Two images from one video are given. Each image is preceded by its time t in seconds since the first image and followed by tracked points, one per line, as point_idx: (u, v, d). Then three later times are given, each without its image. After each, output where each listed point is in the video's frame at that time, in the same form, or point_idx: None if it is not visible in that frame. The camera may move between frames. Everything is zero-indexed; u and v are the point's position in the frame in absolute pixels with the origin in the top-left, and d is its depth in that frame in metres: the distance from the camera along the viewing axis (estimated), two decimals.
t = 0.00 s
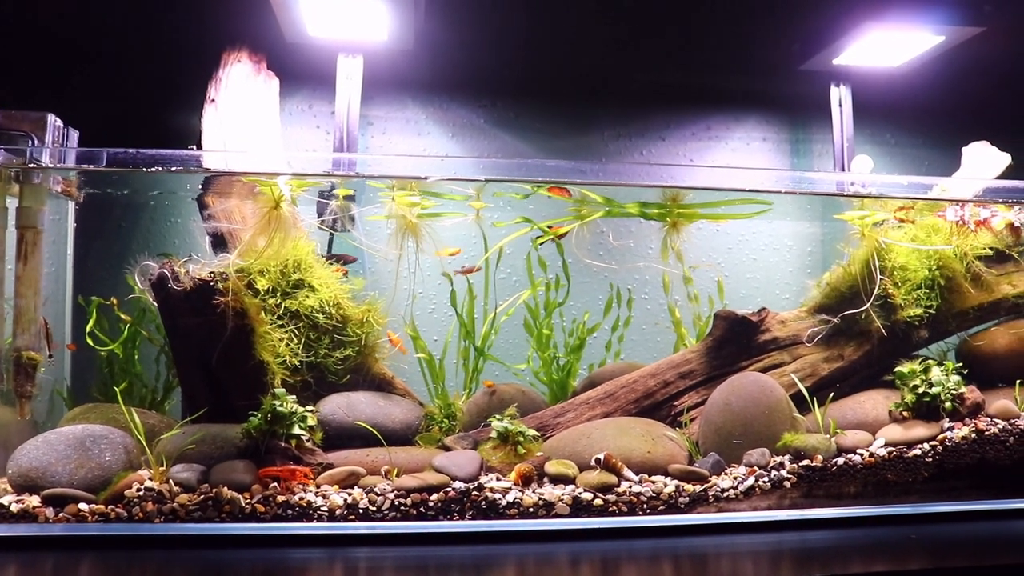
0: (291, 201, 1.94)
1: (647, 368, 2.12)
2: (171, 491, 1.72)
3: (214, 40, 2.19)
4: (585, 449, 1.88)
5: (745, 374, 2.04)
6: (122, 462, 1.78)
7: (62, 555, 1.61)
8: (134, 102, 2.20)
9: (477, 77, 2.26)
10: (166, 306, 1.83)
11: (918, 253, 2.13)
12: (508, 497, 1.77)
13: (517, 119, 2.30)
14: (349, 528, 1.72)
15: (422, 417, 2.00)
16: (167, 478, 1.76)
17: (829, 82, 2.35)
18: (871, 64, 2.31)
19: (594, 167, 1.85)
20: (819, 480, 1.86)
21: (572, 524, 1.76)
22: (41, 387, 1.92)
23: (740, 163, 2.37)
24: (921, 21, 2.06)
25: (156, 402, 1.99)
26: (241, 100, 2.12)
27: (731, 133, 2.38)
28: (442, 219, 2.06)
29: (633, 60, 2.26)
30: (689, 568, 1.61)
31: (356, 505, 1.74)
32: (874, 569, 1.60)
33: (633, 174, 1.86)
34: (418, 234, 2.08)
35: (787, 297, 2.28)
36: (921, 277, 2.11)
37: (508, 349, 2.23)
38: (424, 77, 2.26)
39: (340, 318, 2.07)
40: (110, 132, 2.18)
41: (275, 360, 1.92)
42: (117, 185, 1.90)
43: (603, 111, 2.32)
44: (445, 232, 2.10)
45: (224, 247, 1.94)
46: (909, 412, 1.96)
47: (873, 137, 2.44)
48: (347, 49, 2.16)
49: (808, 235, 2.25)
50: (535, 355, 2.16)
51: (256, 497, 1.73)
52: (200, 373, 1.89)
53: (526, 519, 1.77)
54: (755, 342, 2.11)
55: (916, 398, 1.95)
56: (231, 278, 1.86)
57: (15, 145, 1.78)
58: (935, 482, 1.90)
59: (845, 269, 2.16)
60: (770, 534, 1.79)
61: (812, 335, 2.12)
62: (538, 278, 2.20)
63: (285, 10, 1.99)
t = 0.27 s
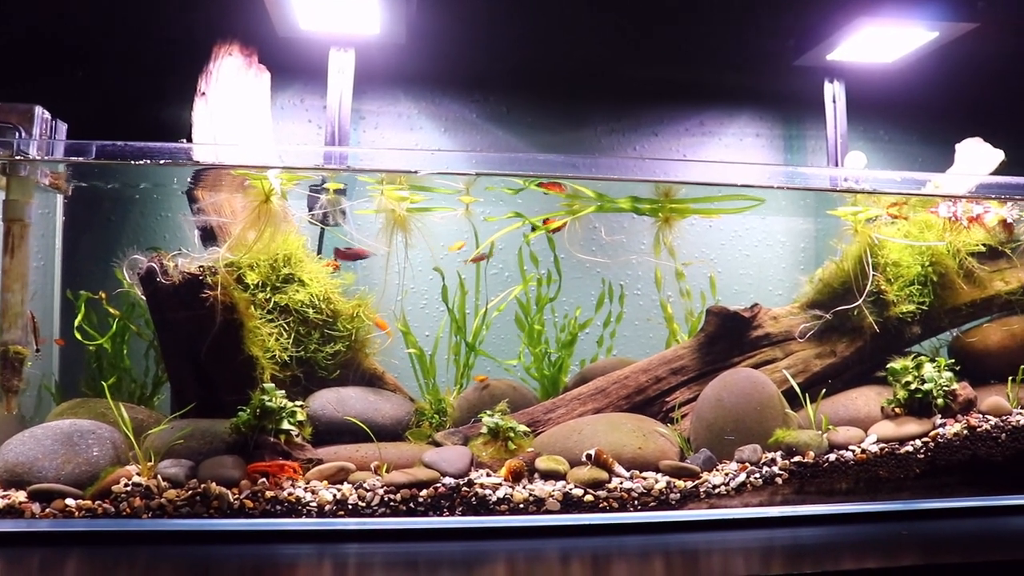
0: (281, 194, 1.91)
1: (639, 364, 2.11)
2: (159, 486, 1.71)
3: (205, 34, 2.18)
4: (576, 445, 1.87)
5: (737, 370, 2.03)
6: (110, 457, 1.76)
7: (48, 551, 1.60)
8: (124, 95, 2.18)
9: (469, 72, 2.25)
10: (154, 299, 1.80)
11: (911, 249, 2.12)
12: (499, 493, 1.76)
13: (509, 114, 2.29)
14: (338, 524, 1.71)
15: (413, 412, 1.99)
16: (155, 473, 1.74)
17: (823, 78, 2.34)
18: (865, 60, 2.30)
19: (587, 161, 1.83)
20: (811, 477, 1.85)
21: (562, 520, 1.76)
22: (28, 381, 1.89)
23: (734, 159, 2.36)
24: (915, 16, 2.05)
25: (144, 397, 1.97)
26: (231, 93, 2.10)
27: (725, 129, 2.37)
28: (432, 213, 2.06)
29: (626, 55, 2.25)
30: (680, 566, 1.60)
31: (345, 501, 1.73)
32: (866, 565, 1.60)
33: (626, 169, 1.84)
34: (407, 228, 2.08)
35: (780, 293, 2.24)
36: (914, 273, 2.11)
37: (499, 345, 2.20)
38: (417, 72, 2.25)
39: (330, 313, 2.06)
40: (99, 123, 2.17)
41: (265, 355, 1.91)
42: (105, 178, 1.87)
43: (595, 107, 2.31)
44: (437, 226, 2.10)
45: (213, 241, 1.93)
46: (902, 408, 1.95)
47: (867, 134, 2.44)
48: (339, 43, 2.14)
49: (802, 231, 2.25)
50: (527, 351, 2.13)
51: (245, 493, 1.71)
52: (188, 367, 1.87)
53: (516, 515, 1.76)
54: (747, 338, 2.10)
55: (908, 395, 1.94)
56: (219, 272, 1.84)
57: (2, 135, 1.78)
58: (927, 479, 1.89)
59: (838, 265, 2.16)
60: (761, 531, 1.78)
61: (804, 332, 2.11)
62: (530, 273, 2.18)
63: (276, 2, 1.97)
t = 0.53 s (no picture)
0: (269, 194, 1.91)
1: (628, 363, 2.11)
2: (146, 487, 1.71)
3: (194, 34, 2.18)
4: (564, 445, 1.86)
5: (726, 369, 2.02)
6: (97, 458, 1.74)
7: (35, 553, 1.60)
8: (112, 95, 2.18)
9: (459, 72, 2.25)
10: (142, 300, 1.81)
11: (900, 248, 2.12)
12: (487, 493, 1.75)
13: (499, 114, 2.29)
14: (326, 524, 1.72)
15: (401, 412, 1.99)
16: (143, 474, 1.73)
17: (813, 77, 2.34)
18: (854, 59, 2.30)
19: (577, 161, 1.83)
20: (799, 476, 1.85)
21: (550, 520, 1.76)
22: (14, 381, 1.93)
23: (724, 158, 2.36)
24: (904, 15, 2.05)
25: (133, 398, 1.96)
26: (220, 93, 2.09)
27: (715, 128, 2.37)
28: (420, 213, 2.06)
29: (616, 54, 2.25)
30: (669, 566, 1.59)
31: (333, 501, 1.72)
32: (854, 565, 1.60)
33: (616, 168, 1.84)
34: (394, 227, 2.08)
35: (769, 293, 2.23)
36: (903, 271, 2.12)
37: (489, 345, 2.19)
38: (406, 72, 2.25)
39: (319, 313, 2.06)
40: (87, 123, 2.16)
41: (252, 355, 1.91)
42: (92, 178, 1.86)
43: (585, 106, 2.31)
44: (425, 226, 2.09)
45: (201, 241, 1.92)
46: (891, 407, 1.95)
47: (857, 132, 2.45)
48: (328, 43, 2.14)
49: (791, 230, 2.22)
50: (516, 351, 2.14)
51: (232, 493, 1.71)
52: (176, 368, 1.87)
53: (504, 515, 1.77)
54: (736, 338, 2.10)
55: (897, 393, 1.94)
56: (207, 272, 1.85)
57: None
58: (915, 477, 1.90)
59: (826, 264, 2.15)
60: (748, 531, 1.79)
61: (793, 332, 2.11)
62: (519, 273, 2.19)
63: (264, 2, 1.97)
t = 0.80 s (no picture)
0: (258, 194, 1.91)
1: (617, 364, 2.11)
2: (135, 487, 1.71)
3: (185, 33, 2.17)
4: (553, 445, 1.87)
5: (714, 370, 2.04)
6: (85, 457, 1.74)
7: (21, 552, 1.58)
8: (102, 93, 2.18)
9: (450, 72, 2.25)
10: (131, 298, 1.80)
11: (888, 249, 2.13)
12: (475, 493, 1.76)
13: (490, 114, 2.29)
14: (314, 524, 1.70)
15: (390, 413, 2.00)
16: (131, 474, 1.74)
17: (802, 79, 2.35)
18: (844, 61, 2.30)
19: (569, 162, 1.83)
20: (787, 476, 1.86)
21: (538, 520, 1.76)
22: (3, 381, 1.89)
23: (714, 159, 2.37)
24: (893, 17, 2.06)
25: (122, 397, 1.96)
26: (210, 92, 2.09)
27: (706, 129, 2.38)
28: (409, 214, 2.07)
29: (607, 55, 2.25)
30: (658, 566, 1.59)
31: (321, 501, 1.72)
32: (842, 565, 1.60)
33: (606, 170, 1.85)
34: (385, 228, 2.08)
35: (760, 293, 2.26)
36: (891, 273, 2.12)
37: (477, 345, 2.22)
38: (397, 72, 2.25)
39: (308, 313, 2.05)
40: (77, 122, 2.17)
41: (242, 355, 1.91)
42: (83, 178, 1.86)
43: (575, 107, 2.31)
44: (415, 228, 2.12)
45: (191, 240, 1.92)
46: (878, 408, 1.96)
47: (848, 134, 2.46)
48: (319, 42, 2.14)
49: (781, 231, 2.23)
50: (506, 351, 2.14)
51: (221, 493, 1.71)
52: (165, 367, 1.87)
53: (493, 515, 1.76)
54: (725, 338, 2.11)
55: (885, 394, 1.95)
56: (197, 272, 1.84)
57: None
58: (903, 478, 1.90)
59: (816, 265, 2.16)
60: (737, 531, 1.78)
61: (781, 332, 2.12)
62: (509, 273, 2.20)
63: (255, 1, 1.97)
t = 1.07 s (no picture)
0: (247, 197, 1.91)
1: (605, 366, 2.12)
2: (122, 489, 1.71)
3: (174, 36, 2.18)
4: (540, 447, 1.88)
5: (702, 372, 2.05)
6: (73, 460, 1.74)
7: (9, 555, 1.60)
8: (91, 97, 2.18)
9: (440, 75, 2.26)
10: (120, 300, 1.80)
11: (875, 252, 2.14)
12: (462, 496, 1.76)
13: (480, 118, 2.31)
14: (302, 525, 1.72)
15: (379, 415, 2.01)
16: (119, 476, 1.74)
17: (791, 82, 2.37)
18: (831, 65, 2.32)
19: (560, 166, 1.84)
20: (774, 478, 1.87)
21: (525, 522, 1.77)
22: None
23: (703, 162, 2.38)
24: (879, 21, 2.07)
25: (111, 399, 1.96)
26: (200, 96, 2.10)
27: (695, 133, 2.39)
28: (398, 217, 2.07)
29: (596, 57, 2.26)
30: (644, 568, 1.59)
31: (309, 503, 1.73)
32: (827, 566, 1.60)
33: (595, 172, 1.86)
34: (374, 231, 2.08)
35: (748, 295, 2.28)
36: (878, 275, 2.14)
37: (466, 347, 2.24)
38: (387, 75, 2.25)
39: (297, 315, 2.07)
40: (66, 125, 2.17)
41: (231, 357, 1.92)
42: (70, 180, 1.85)
43: (565, 110, 2.32)
44: (404, 231, 2.11)
45: (179, 244, 1.94)
46: (865, 410, 1.96)
47: (836, 137, 2.47)
48: (308, 45, 2.15)
49: (769, 234, 2.25)
50: (494, 354, 2.16)
51: (209, 495, 1.72)
52: (153, 369, 1.87)
53: (480, 517, 1.77)
54: (712, 340, 2.12)
55: (871, 397, 1.96)
56: (186, 275, 1.84)
57: None
58: (888, 480, 1.91)
59: (803, 268, 2.18)
60: (724, 533, 1.79)
61: (768, 335, 2.13)
62: (497, 276, 2.22)
63: (243, 4, 1.97)
